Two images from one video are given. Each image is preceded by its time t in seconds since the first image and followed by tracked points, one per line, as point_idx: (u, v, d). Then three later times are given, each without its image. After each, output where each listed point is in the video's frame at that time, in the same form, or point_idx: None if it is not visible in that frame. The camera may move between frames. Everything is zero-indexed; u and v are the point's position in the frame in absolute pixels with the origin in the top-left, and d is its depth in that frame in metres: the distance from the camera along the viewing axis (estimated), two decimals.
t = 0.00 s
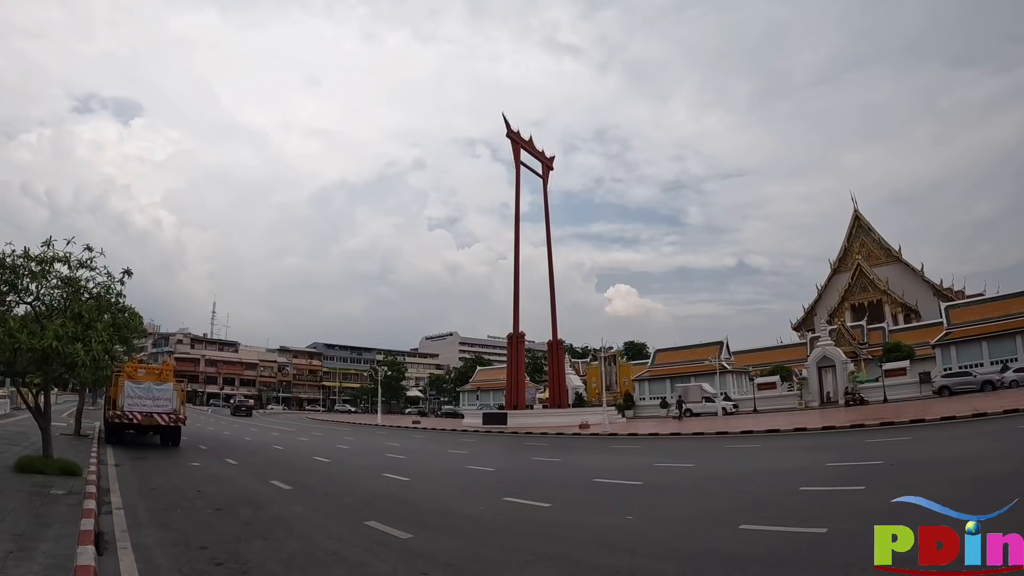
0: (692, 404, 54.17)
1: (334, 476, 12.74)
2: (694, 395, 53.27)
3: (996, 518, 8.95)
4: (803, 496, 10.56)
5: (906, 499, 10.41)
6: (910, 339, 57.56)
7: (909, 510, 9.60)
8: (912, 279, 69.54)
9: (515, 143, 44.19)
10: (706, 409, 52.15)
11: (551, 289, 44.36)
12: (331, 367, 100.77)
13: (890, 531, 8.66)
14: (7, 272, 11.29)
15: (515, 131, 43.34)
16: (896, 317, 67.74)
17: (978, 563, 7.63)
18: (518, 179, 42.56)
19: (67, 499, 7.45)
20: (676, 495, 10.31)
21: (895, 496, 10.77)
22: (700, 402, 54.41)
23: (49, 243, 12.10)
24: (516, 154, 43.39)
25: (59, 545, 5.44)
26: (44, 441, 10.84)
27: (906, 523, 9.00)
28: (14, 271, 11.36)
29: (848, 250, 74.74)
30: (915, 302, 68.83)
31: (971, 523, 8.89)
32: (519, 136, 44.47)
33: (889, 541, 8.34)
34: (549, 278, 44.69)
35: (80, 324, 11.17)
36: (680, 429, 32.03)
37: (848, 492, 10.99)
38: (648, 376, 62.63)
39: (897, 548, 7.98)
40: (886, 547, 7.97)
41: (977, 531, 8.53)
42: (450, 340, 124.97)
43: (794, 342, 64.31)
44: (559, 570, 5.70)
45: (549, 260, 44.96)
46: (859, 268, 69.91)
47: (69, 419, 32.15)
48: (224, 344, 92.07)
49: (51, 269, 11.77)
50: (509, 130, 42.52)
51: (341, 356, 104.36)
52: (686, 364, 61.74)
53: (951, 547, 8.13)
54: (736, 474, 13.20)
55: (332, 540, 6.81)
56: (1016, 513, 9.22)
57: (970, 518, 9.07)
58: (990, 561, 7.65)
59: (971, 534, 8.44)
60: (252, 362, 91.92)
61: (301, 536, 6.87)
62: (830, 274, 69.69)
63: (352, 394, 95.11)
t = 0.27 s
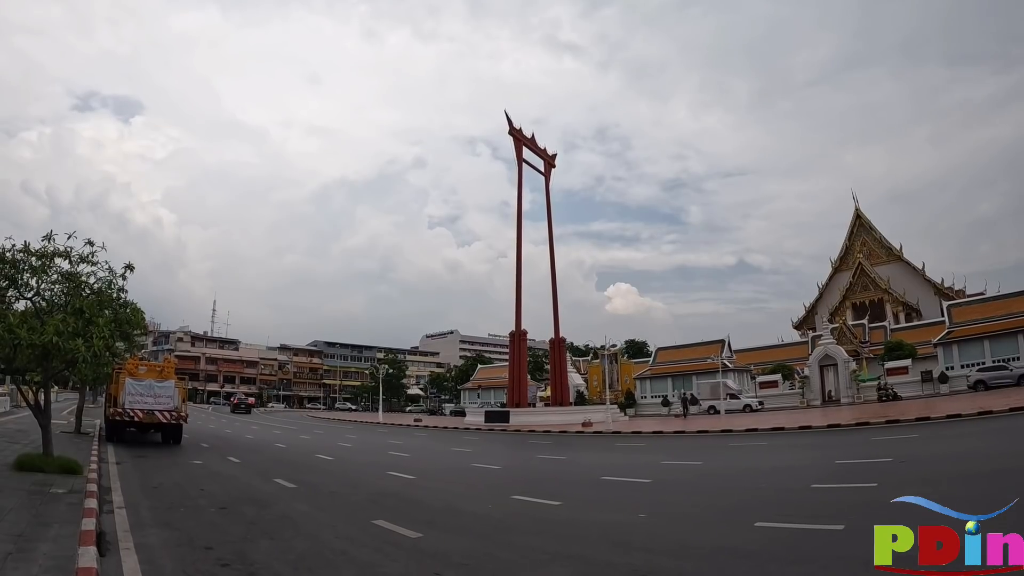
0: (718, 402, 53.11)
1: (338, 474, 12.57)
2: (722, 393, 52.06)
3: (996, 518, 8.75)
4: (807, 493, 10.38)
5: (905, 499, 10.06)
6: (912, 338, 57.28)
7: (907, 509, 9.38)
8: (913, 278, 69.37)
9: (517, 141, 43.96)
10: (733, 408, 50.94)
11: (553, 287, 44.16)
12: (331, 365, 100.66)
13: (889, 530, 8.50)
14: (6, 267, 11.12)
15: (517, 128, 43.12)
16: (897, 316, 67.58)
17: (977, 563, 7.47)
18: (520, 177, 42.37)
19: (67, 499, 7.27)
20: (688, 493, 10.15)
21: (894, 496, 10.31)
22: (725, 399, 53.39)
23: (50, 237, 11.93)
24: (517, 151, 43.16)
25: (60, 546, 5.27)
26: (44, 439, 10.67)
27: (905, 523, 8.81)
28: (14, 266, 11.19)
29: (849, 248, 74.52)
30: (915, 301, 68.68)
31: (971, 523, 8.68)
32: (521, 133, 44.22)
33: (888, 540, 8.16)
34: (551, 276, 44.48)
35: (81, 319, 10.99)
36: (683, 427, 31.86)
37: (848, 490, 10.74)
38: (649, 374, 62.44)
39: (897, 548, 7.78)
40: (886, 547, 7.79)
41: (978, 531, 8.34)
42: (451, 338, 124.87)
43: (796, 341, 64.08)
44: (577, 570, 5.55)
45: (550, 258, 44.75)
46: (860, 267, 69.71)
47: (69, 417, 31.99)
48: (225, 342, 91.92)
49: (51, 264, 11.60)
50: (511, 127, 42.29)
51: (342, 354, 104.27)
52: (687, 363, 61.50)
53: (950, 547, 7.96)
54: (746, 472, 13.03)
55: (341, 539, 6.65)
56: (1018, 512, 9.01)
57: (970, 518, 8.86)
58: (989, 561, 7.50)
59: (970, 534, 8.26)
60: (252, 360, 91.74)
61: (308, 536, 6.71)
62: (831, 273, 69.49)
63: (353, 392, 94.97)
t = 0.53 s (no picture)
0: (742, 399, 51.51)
1: (343, 475, 12.38)
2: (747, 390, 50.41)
3: (996, 518, 8.59)
4: (812, 493, 10.21)
5: (904, 498, 9.84)
6: (913, 337, 57.02)
7: (904, 509, 9.20)
8: (913, 277, 69.23)
9: (517, 140, 43.68)
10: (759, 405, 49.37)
11: (554, 286, 43.95)
12: (330, 365, 100.52)
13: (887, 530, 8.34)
14: (5, 265, 10.92)
15: (517, 127, 42.86)
16: (897, 316, 67.46)
17: (979, 563, 7.31)
18: (520, 176, 42.15)
19: (68, 503, 7.07)
20: (700, 494, 9.96)
21: (894, 496, 10.11)
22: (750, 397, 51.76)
23: (49, 235, 11.73)
24: (518, 150, 42.91)
25: (61, 554, 5.07)
26: (44, 440, 10.47)
27: (905, 523, 8.63)
28: (13, 265, 11.00)
29: (849, 248, 74.33)
30: (915, 301, 68.55)
31: (971, 523, 8.52)
32: (522, 132, 43.95)
33: (889, 540, 7.99)
34: (552, 275, 44.22)
35: (81, 319, 10.78)
36: (686, 427, 31.65)
37: (850, 490, 10.54)
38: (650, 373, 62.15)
39: (896, 548, 7.62)
40: (887, 547, 7.62)
41: (978, 531, 8.18)
42: (450, 338, 124.75)
43: (796, 340, 63.90)
44: None
45: (551, 257, 44.51)
46: (860, 266, 69.53)
47: (68, 418, 31.81)
48: (224, 342, 91.69)
49: (51, 263, 11.40)
50: (511, 126, 42.03)
51: (341, 354, 104.20)
52: (688, 362, 61.18)
53: (952, 547, 7.79)
54: (756, 472, 12.84)
55: (351, 545, 6.48)
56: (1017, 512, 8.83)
57: (971, 518, 8.69)
58: (990, 561, 7.33)
59: (970, 534, 8.09)
60: (251, 360, 91.46)
61: (317, 541, 6.53)
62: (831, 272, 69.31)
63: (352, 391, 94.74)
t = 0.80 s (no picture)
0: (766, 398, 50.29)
1: (345, 476, 12.23)
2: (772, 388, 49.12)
3: (998, 518, 8.44)
4: (817, 492, 10.08)
5: (903, 498, 9.68)
6: (913, 336, 56.91)
7: (904, 509, 9.05)
8: (912, 277, 69.16)
9: (517, 138, 43.50)
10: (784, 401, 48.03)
11: (553, 285, 43.82)
12: (329, 364, 100.35)
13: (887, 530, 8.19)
14: (2, 263, 10.76)
15: (517, 126, 42.71)
16: (896, 315, 67.38)
17: (978, 563, 7.18)
18: (520, 174, 42.02)
19: (66, 505, 6.94)
20: (706, 494, 9.85)
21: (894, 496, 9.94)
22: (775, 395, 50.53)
23: (47, 233, 11.58)
24: (518, 149, 42.76)
25: (58, 557, 4.94)
26: (43, 441, 10.32)
27: (905, 523, 8.49)
28: (10, 263, 10.84)
29: (848, 247, 74.26)
30: (914, 300, 68.49)
31: (971, 523, 8.37)
32: (521, 130, 43.78)
33: (888, 540, 7.85)
34: (551, 273, 44.09)
35: (80, 318, 10.62)
36: (687, 426, 31.52)
37: (852, 489, 10.38)
38: (649, 372, 62.01)
39: (896, 548, 7.47)
40: (886, 546, 7.47)
41: (977, 531, 8.05)
42: (449, 337, 124.63)
43: (795, 339, 63.85)
44: None
45: (550, 255, 44.37)
46: (859, 265, 69.45)
47: (66, 417, 31.68)
48: (223, 341, 91.47)
49: (49, 261, 11.25)
50: (511, 124, 41.85)
51: (340, 353, 104.05)
52: (687, 361, 61.03)
53: (951, 547, 7.66)
54: (762, 471, 12.71)
55: (355, 547, 6.37)
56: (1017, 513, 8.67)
57: (971, 518, 8.55)
58: (990, 561, 7.21)
59: (970, 534, 7.96)
60: (250, 359, 91.22)
61: (322, 544, 6.42)
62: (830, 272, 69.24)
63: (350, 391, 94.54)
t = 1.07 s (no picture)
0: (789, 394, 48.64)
1: (346, 475, 12.05)
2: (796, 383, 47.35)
3: (997, 518, 8.25)
4: (824, 490, 9.93)
5: (902, 498, 9.47)
6: (913, 335, 56.79)
7: (903, 508, 8.86)
8: (911, 275, 69.08)
9: (517, 136, 43.29)
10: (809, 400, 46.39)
11: (553, 284, 43.68)
12: (327, 363, 100.15)
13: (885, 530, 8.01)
14: None
15: (517, 123, 42.50)
16: (895, 314, 67.30)
17: (978, 563, 7.04)
18: (520, 172, 41.82)
19: (62, 505, 6.77)
20: (713, 492, 9.70)
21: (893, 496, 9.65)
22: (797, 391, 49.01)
23: (44, 228, 11.40)
24: (518, 147, 42.57)
25: (54, 560, 4.78)
26: (39, 439, 10.16)
27: (904, 523, 8.30)
28: (6, 258, 10.66)
29: (847, 246, 74.18)
30: (914, 299, 68.41)
31: (971, 523, 8.18)
32: (521, 128, 43.56)
33: (887, 540, 7.67)
34: (551, 271, 43.94)
35: (76, 314, 10.45)
36: (688, 424, 31.34)
37: (853, 488, 10.20)
38: (649, 371, 61.86)
39: (893, 548, 7.32)
40: (885, 547, 7.30)
41: (978, 531, 7.88)
42: (447, 336, 124.48)
43: (794, 338, 63.78)
44: None
45: (550, 253, 44.21)
46: (858, 264, 69.36)
47: (63, 416, 31.49)
48: (221, 340, 91.26)
49: (45, 256, 11.07)
50: (511, 122, 41.64)
51: (338, 352, 103.87)
52: (686, 360, 60.88)
53: (950, 548, 7.49)
54: (768, 469, 12.55)
55: (359, 548, 6.21)
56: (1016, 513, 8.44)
57: (971, 518, 8.35)
58: (989, 561, 7.07)
59: (969, 534, 7.80)
60: (248, 358, 90.98)
61: (325, 545, 6.26)
62: (830, 270, 69.14)
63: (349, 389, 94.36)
